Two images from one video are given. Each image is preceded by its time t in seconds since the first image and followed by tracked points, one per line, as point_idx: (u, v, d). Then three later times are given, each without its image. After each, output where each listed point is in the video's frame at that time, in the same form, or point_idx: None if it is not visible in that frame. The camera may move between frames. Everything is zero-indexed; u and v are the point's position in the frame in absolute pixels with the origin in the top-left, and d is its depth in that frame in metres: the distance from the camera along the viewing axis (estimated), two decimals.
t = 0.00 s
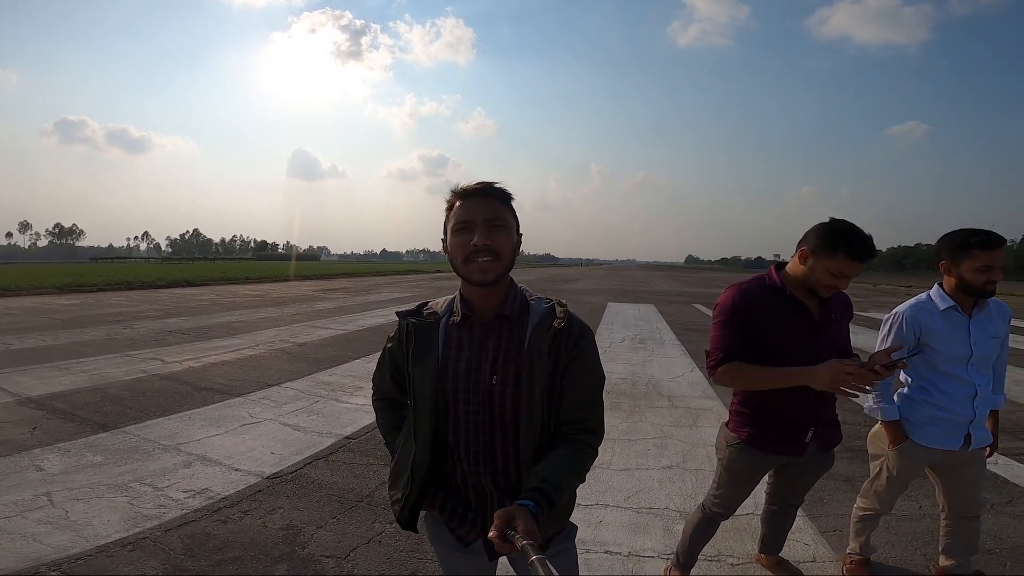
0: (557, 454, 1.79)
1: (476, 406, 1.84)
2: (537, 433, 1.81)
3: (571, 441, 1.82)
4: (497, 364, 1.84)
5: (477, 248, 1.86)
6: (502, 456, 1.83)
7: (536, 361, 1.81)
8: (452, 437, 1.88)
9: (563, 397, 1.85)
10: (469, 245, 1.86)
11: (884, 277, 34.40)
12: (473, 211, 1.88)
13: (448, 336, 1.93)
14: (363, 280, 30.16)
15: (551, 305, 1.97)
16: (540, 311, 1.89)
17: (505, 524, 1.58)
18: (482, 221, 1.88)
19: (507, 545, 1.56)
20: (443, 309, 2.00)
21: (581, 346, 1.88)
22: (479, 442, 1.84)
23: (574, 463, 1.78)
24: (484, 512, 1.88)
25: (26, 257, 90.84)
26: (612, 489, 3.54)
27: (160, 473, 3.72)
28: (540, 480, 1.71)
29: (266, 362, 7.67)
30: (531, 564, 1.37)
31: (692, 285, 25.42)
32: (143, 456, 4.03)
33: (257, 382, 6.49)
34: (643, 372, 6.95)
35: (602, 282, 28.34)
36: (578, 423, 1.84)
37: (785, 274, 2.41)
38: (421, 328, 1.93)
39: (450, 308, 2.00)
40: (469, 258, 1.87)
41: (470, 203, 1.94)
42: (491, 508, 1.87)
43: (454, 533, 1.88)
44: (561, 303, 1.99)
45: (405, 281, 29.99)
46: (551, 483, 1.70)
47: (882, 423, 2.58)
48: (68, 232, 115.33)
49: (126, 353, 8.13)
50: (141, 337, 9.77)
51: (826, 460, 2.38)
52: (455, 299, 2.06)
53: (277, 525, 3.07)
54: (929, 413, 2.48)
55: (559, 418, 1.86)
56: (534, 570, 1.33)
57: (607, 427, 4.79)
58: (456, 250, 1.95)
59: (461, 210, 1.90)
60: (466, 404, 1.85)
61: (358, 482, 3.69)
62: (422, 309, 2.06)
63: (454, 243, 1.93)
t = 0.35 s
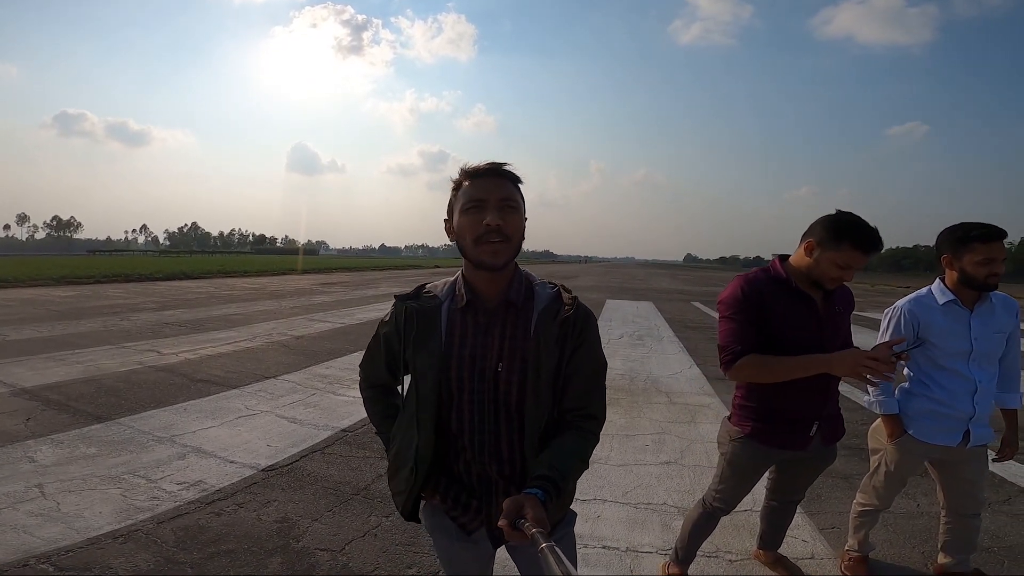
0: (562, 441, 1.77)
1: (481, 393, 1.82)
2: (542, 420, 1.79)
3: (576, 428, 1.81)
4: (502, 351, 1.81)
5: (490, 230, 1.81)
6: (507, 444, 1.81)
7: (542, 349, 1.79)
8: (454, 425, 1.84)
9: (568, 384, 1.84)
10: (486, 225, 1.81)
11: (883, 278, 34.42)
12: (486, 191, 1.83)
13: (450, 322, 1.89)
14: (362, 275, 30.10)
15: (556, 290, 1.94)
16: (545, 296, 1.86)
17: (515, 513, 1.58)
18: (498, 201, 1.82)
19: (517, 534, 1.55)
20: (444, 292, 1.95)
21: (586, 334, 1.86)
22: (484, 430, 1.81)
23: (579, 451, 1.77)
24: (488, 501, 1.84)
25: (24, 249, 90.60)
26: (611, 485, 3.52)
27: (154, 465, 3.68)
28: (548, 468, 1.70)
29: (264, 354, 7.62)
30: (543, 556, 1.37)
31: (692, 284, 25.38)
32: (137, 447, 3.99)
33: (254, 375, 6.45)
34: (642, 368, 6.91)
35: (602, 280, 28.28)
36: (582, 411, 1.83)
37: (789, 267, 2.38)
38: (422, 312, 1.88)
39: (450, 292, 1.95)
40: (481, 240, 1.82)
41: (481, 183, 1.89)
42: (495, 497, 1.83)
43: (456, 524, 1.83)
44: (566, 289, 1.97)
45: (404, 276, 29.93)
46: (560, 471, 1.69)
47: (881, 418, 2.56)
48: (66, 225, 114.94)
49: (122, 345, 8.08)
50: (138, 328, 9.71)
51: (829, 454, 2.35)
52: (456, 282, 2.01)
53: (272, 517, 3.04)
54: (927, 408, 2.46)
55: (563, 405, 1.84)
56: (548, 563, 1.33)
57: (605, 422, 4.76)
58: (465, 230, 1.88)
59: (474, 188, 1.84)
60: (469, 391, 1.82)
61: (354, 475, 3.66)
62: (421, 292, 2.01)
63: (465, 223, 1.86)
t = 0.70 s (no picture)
0: (566, 437, 1.76)
1: (485, 391, 1.80)
2: (546, 416, 1.78)
3: (579, 423, 1.80)
4: (507, 350, 1.80)
5: (527, 232, 1.78)
6: (510, 440, 1.79)
7: (546, 346, 1.77)
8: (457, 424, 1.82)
9: (571, 380, 1.83)
10: (524, 225, 1.77)
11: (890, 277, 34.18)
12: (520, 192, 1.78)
13: (451, 323, 1.85)
14: (367, 270, 30.16)
15: (556, 287, 1.92)
16: (547, 294, 1.84)
17: (522, 506, 1.58)
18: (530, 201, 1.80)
19: (524, 527, 1.56)
20: (442, 293, 1.89)
21: (587, 329, 1.86)
22: (488, 427, 1.79)
23: (584, 446, 1.76)
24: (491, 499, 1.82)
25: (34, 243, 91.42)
26: (612, 484, 3.50)
27: (157, 461, 3.70)
28: (553, 463, 1.69)
29: (268, 350, 7.64)
30: (548, 546, 1.36)
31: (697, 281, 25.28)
32: (140, 442, 4.01)
33: (258, 370, 6.47)
34: (645, 367, 6.89)
35: (607, 277, 28.22)
36: (585, 407, 1.82)
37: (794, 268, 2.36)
38: (421, 315, 1.82)
39: (451, 290, 1.90)
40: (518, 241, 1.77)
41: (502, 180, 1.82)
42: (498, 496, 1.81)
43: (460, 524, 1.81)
44: (565, 285, 1.95)
45: (409, 272, 29.97)
46: (565, 466, 1.68)
47: (885, 421, 2.53)
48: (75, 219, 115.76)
49: (127, 339, 8.12)
50: (144, 323, 9.76)
51: (833, 457, 2.32)
52: (452, 281, 1.96)
53: (272, 514, 3.04)
54: (933, 412, 2.43)
55: (565, 399, 1.84)
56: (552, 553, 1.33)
57: (608, 421, 4.74)
58: (491, 229, 1.79)
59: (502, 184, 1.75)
60: (473, 391, 1.80)
61: (355, 472, 3.66)
62: (417, 292, 1.94)
63: (499, 221, 1.77)
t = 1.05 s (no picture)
0: (546, 447, 1.76)
1: (466, 403, 1.78)
2: (525, 428, 1.79)
3: (559, 434, 1.81)
4: (487, 362, 1.79)
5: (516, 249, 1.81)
6: (490, 452, 1.78)
7: (526, 358, 1.79)
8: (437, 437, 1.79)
9: (550, 392, 1.84)
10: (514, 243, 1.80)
11: (900, 277, 33.84)
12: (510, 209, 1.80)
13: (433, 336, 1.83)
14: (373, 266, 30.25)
15: (536, 300, 1.93)
16: (527, 308, 1.84)
17: (505, 517, 1.55)
18: (521, 218, 1.83)
19: (508, 538, 1.53)
20: (425, 303, 1.86)
21: (565, 342, 1.88)
22: (469, 440, 1.78)
23: (564, 456, 1.76)
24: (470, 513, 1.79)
25: (46, 235, 92.45)
26: (604, 488, 3.49)
27: (153, 458, 3.73)
28: (534, 473, 1.68)
29: (269, 346, 7.69)
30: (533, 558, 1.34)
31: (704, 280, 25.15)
32: (137, 440, 4.05)
33: (258, 367, 6.51)
34: (645, 368, 6.86)
35: (612, 275, 28.13)
36: (563, 417, 1.84)
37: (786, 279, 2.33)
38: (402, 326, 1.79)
39: (433, 302, 1.87)
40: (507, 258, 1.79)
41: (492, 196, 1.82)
42: (478, 509, 1.78)
43: (439, 539, 1.78)
44: (544, 299, 1.96)
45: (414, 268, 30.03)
46: (547, 476, 1.68)
47: (879, 435, 2.49)
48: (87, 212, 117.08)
49: (131, 334, 8.20)
50: (148, 318, 9.84)
51: (821, 470, 2.30)
52: (435, 291, 1.93)
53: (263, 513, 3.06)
54: (928, 428, 2.39)
55: (544, 410, 1.85)
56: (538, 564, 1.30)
57: (604, 423, 4.73)
58: (480, 244, 1.79)
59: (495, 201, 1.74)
60: (453, 403, 1.78)
61: (348, 472, 3.67)
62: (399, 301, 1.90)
63: (489, 239, 1.77)
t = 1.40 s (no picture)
0: (532, 451, 1.80)
1: (453, 410, 1.81)
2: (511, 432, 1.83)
3: (544, 437, 1.85)
4: (475, 369, 1.83)
5: (499, 263, 1.79)
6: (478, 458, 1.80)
7: (512, 365, 1.84)
8: (425, 445, 1.81)
9: (534, 397, 1.89)
10: (497, 257, 1.79)
11: (909, 276, 33.53)
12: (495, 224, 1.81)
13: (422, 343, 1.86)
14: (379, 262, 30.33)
15: (519, 310, 1.97)
16: (512, 318, 1.89)
17: (494, 522, 1.59)
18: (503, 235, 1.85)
19: (497, 542, 1.55)
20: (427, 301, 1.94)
21: (546, 349, 1.94)
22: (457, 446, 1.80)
23: (550, 458, 1.81)
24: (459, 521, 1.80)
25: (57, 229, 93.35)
26: (601, 490, 3.51)
27: (158, 456, 3.79)
28: (522, 477, 1.72)
29: (274, 343, 7.74)
30: (522, 561, 1.37)
31: (710, 278, 25.03)
32: (143, 437, 4.11)
33: (262, 364, 6.56)
34: (647, 368, 6.86)
35: (618, 272, 28.05)
36: (547, 420, 1.88)
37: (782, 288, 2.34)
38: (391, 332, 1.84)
39: (430, 304, 1.92)
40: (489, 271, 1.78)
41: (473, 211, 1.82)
42: (466, 516, 1.80)
43: (428, 547, 1.79)
44: (527, 310, 2.01)
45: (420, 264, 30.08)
46: (535, 479, 1.72)
47: (872, 443, 2.50)
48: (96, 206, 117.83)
49: (138, 331, 8.30)
50: (155, 314, 9.93)
51: (812, 479, 2.33)
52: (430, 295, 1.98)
53: (264, 511, 3.11)
54: (921, 437, 2.40)
55: (527, 414, 1.89)
56: (527, 566, 1.34)
57: (604, 424, 4.74)
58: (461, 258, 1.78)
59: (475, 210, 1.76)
60: (441, 411, 1.81)
61: (349, 470, 3.72)
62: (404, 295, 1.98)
63: (472, 251, 1.76)
